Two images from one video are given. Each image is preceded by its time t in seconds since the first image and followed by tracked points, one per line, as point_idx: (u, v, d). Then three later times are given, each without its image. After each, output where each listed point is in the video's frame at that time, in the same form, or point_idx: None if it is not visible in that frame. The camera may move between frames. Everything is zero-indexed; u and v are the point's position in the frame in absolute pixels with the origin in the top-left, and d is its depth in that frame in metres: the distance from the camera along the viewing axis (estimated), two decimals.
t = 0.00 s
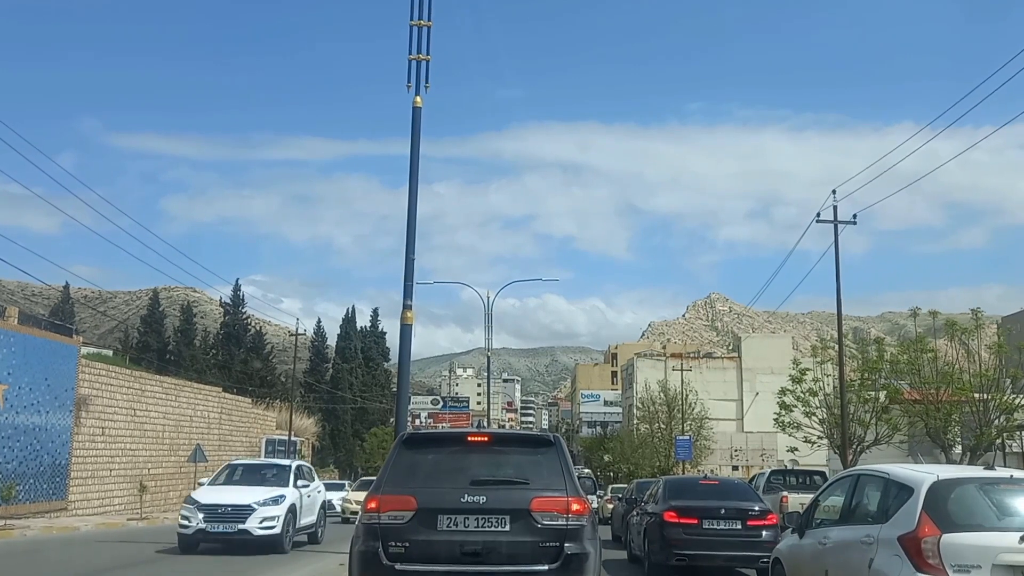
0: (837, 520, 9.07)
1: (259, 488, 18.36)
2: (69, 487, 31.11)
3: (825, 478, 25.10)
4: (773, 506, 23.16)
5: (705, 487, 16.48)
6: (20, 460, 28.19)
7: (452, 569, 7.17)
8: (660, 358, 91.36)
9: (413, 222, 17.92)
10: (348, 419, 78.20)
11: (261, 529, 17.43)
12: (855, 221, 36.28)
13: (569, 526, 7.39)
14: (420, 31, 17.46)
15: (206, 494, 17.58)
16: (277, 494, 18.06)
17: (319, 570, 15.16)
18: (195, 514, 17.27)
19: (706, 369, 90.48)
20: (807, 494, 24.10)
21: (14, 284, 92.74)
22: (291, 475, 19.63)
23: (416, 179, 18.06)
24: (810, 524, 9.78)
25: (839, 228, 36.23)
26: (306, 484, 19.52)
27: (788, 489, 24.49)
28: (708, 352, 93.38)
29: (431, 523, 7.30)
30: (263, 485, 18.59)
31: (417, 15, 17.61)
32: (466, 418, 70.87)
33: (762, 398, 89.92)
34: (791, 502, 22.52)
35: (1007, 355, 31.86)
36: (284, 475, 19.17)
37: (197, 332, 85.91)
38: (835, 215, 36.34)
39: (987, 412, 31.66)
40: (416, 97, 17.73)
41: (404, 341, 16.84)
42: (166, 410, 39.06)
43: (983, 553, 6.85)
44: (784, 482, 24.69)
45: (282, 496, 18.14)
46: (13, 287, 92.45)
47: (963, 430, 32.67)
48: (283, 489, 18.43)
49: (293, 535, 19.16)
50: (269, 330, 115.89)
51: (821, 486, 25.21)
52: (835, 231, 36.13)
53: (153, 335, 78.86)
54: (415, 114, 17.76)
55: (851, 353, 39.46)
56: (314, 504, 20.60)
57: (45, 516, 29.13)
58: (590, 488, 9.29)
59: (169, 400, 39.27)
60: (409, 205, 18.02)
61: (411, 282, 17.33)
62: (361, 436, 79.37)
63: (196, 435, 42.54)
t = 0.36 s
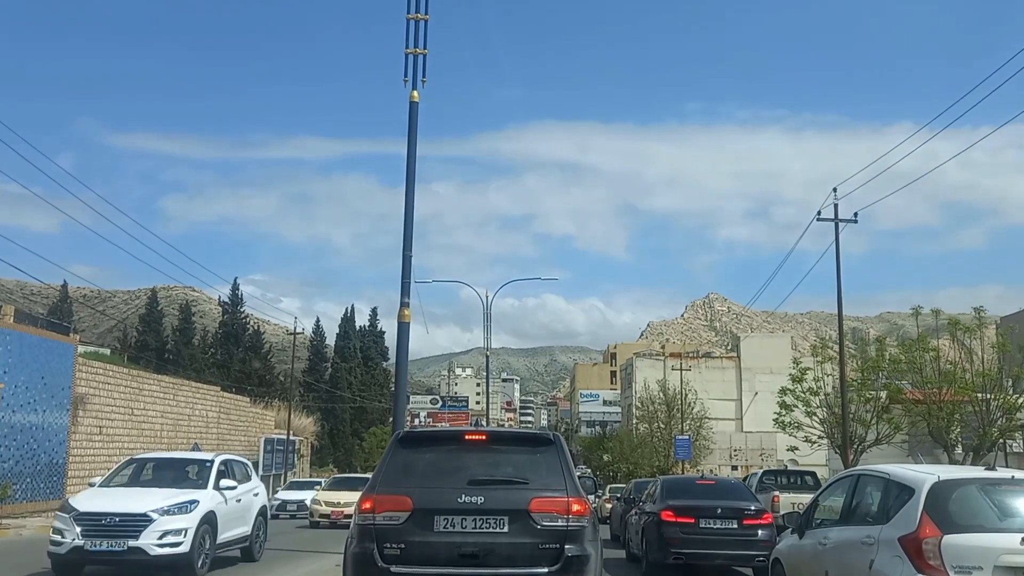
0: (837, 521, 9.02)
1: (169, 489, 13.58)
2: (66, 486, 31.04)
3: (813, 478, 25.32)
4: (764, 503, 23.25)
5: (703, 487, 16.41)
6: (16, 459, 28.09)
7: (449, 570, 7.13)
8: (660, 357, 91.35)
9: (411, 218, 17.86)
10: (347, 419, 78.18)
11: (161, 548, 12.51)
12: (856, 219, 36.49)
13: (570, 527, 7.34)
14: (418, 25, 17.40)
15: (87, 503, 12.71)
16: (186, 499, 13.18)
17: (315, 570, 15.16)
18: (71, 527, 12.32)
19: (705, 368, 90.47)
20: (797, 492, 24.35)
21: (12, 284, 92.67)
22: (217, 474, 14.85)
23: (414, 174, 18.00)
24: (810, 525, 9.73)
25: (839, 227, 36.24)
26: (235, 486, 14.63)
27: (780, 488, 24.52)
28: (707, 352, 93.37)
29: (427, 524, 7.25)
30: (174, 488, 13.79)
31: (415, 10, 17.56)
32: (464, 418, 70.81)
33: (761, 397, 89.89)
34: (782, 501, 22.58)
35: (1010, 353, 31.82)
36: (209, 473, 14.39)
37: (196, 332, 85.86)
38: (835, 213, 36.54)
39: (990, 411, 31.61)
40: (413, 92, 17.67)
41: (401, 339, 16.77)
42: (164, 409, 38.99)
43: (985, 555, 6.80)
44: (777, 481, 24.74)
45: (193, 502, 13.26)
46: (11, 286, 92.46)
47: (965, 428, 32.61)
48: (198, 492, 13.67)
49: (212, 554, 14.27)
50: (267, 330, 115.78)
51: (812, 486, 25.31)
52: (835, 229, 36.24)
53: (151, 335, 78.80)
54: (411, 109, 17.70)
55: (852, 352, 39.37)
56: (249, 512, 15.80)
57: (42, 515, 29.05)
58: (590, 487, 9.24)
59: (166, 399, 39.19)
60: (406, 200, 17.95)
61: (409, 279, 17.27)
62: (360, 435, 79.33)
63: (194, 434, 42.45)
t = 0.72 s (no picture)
0: (836, 521, 8.98)
1: None
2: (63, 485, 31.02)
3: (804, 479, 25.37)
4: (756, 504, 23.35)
5: (700, 486, 16.36)
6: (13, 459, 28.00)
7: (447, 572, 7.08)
8: (659, 356, 91.34)
9: (409, 215, 17.79)
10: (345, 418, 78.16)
11: None
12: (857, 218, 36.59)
13: (570, 527, 7.29)
14: (416, 21, 17.34)
15: None
16: None
17: (313, 570, 15.10)
18: None
19: (705, 367, 90.45)
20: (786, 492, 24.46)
21: (11, 284, 92.62)
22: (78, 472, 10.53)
23: (412, 170, 17.94)
24: (809, 524, 9.67)
25: (839, 226, 36.21)
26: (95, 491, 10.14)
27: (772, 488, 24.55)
28: (706, 351, 93.34)
29: (423, 524, 7.19)
30: None
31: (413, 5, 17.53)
32: (464, 417, 70.79)
33: (761, 397, 89.90)
34: (773, 501, 22.59)
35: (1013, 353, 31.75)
36: (56, 471, 10.05)
37: (194, 330, 85.79)
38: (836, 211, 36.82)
39: (993, 410, 31.55)
40: (412, 88, 17.62)
41: (400, 337, 16.71)
42: (162, 409, 38.94)
43: (986, 556, 6.75)
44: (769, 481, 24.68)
45: (12, 514, 8.94)
46: (9, 284, 92.45)
47: (968, 427, 32.53)
48: (26, 500, 9.32)
49: None
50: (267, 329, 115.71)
51: (802, 488, 25.34)
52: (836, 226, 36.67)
53: (150, 334, 78.73)
54: (411, 105, 17.65)
55: (853, 351, 39.32)
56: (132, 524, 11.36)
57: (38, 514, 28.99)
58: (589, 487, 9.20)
59: (164, 398, 39.10)
60: (405, 197, 17.90)
61: (407, 276, 17.20)
62: (359, 434, 79.35)
63: (192, 434, 42.41)
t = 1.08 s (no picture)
0: (832, 519, 8.98)
1: None
2: (64, 484, 31.05)
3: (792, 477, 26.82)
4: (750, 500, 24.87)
5: (699, 485, 16.37)
6: (13, 458, 28.00)
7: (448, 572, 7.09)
8: (659, 355, 91.34)
9: (409, 214, 17.79)
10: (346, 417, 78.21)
11: None
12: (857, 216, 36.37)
13: (571, 527, 7.28)
14: (416, 20, 17.34)
15: None
16: None
17: (313, 570, 15.06)
18: None
19: (705, 367, 90.43)
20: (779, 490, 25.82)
21: (11, 283, 92.59)
22: None
23: (412, 169, 17.93)
24: (806, 522, 9.67)
25: (839, 224, 36.16)
26: None
27: (763, 487, 24.90)
28: (706, 350, 93.32)
29: (423, 524, 7.19)
30: None
31: (414, 3, 17.52)
32: (464, 416, 70.74)
33: (761, 396, 89.91)
34: (764, 499, 22.58)
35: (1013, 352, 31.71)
36: None
37: (195, 330, 85.77)
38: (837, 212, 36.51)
39: (994, 409, 31.46)
40: (412, 86, 17.60)
41: (400, 336, 16.71)
42: (162, 408, 38.92)
43: (977, 554, 6.74)
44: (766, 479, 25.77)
45: None
46: (10, 284, 92.50)
47: (969, 426, 32.46)
48: None
49: None
50: (267, 329, 115.65)
51: (792, 487, 27.05)
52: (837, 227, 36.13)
53: (150, 334, 78.70)
54: (411, 103, 17.62)
55: (854, 350, 39.28)
56: None
57: (39, 513, 29.01)
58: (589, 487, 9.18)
59: (164, 397, 39.13)
60: (405, 196, 17.90)
61: (407, 275, 17.20)
62: (359, 434, 79.46)
63: (192, 433, 42.43)
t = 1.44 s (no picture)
0: (824, 516, 9.00)
1: None
2: (64, 484, 31.01)
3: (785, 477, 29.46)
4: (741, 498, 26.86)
5: (695, 484, 16.46)
6: (13, 457, 27.98)
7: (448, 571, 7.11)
8: (660, 354, 91.39)
9: (409, 214, 17.80)
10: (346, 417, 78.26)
11: None
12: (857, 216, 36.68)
13: (571, 526, 7.30)
14: (416, 19, 17.37)
15: None
16: None
17: (311, 570, 15.02)
18: None
19: (705, 366, 90.41)
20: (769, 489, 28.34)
21: (12, 282, 92.58)
22: None
23: (412, 168, 17.95)
24: (800, 520, 9.67)
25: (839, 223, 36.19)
26: None
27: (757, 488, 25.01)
28: (707, 349, 93.35)
29: (424, 523, 7.21)
30: None
31: (414, 2, 17.56)
32: (464, 416, 70.76)
33: (761, 395, 89.92)
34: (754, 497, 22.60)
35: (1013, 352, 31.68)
36: None
37: (195, 329, 85.74)
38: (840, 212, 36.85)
39: (993, 408, 31.47)
40: (412, 85, 17.62)
41: (400, 335, 16.73)
42: (162, 407, 38.88)
43: (962, 549, 6.81)
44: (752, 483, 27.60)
45: None
46: (11, 283, 92.57)
47: (969, 426, 32.44)
48: None
49: None
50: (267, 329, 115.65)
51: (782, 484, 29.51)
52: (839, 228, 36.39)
53: (151, 333, 78.72)
54: (411, 103, 17.65)
55: (853, 350, 39.30)
56: None
57: (39, 512, 28.98)
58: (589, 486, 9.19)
59: (165, 397, 39.12)
60: (404, 196, 17.91)
61: (408, 274, 17.21)
62: (359, 433, 79.51)
63: (193, 432, 42.45)
